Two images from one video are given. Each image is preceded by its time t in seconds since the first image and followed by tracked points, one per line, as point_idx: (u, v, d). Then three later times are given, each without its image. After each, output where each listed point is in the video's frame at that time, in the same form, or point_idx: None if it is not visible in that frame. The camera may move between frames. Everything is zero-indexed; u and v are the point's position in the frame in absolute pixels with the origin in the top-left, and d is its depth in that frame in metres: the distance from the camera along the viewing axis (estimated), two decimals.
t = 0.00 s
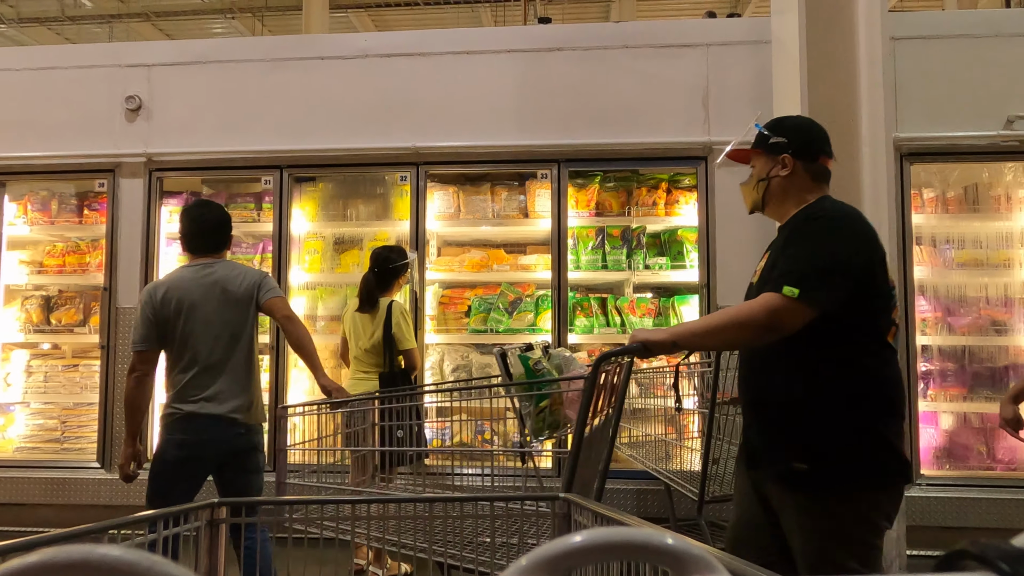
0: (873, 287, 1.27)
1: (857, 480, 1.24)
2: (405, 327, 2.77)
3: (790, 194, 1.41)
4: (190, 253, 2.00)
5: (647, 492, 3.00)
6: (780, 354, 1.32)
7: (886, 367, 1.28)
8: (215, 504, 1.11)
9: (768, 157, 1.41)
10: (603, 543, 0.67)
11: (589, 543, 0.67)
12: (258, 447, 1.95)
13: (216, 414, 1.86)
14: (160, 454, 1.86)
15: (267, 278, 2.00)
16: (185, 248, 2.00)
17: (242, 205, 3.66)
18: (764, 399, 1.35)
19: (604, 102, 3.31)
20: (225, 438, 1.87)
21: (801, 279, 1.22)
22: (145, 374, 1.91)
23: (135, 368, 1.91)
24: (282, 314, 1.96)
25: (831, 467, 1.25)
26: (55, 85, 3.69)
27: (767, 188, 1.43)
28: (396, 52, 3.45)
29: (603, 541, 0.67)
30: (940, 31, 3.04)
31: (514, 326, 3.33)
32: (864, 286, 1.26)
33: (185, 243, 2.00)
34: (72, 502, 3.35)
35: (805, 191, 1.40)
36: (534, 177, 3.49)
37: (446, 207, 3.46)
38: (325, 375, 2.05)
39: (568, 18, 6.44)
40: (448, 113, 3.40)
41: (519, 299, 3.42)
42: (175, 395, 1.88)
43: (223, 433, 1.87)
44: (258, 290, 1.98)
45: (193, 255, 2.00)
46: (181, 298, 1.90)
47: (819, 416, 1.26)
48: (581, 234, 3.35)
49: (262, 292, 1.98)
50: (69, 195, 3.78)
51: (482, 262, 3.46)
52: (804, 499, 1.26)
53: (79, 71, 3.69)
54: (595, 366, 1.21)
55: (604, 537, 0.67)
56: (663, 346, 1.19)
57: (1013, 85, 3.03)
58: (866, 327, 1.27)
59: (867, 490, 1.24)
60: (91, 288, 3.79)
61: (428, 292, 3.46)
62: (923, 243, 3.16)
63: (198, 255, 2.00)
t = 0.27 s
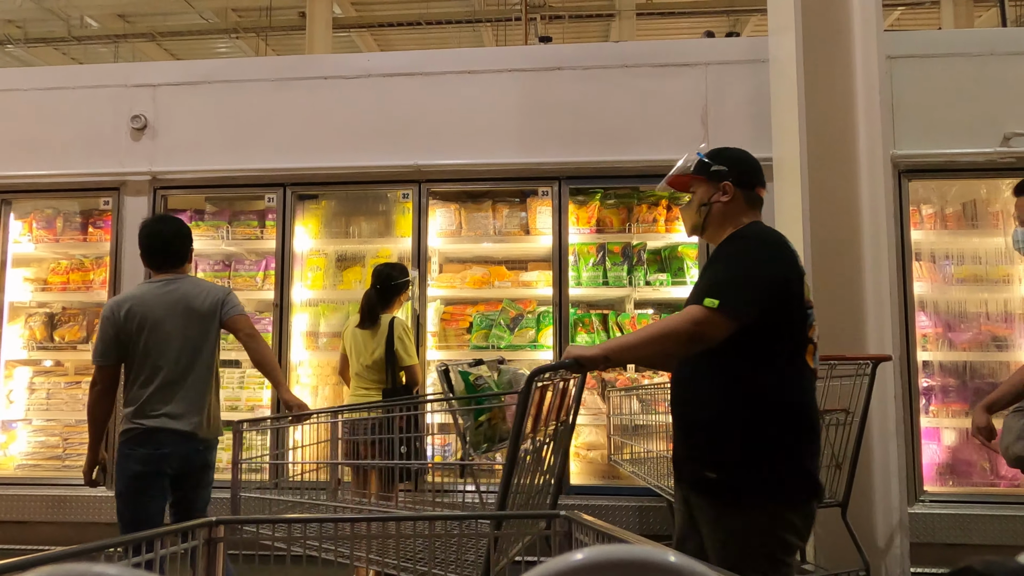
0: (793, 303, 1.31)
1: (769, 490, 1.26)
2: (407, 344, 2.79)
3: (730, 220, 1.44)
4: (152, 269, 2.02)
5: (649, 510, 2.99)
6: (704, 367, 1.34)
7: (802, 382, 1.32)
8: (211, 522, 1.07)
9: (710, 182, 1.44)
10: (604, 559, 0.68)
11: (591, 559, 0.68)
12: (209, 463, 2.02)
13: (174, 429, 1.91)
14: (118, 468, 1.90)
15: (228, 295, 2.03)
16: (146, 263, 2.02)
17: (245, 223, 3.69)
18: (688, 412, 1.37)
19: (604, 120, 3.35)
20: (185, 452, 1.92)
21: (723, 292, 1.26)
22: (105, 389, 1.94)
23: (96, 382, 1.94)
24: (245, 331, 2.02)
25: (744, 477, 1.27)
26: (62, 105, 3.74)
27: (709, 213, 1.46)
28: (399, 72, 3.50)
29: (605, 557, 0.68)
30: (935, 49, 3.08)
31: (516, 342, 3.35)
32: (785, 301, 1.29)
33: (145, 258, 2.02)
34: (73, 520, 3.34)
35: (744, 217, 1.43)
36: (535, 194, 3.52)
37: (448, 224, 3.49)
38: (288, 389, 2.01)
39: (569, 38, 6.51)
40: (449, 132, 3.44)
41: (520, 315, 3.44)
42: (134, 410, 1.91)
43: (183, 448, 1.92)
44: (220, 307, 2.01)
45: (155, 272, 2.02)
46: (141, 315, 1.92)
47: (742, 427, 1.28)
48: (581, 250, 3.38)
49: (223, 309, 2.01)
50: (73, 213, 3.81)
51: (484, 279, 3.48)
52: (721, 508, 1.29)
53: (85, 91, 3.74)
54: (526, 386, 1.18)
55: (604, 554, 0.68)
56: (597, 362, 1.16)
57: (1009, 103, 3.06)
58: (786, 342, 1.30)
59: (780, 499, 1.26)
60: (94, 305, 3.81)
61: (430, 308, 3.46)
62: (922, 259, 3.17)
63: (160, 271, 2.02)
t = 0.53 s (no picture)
0: (728, 314, 1.32)
1: (698, 494, 1.27)
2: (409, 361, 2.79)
3: (682, 237, 1.45)
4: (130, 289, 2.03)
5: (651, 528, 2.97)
6: (643, 374, 1.36)
7: (739, 391, 1.32)
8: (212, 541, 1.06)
9: (666, 199, 1.43)
10: None
11: None
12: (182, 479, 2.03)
13: (149, 446, 1.90)
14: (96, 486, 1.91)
15: (204, 314, 2.04)
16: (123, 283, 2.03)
17: (247, 240, 3.70)
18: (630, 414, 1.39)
19: (605, 139, 3.37)
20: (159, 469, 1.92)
21: (657, 301, 1.28)
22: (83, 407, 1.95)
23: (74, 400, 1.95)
24: (219, 348, 2.01)
25: (676, 481, 1.28)
26: (66, 124, 3.77)
27: (663, 229, 1.45)
28: (400, 91, 3.53)
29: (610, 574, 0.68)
30: (932, 68, 3.11)
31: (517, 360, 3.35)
32: (721, 311, 1.31)
33: (123, 278, 2.03)
34: (71, 539, 3.31)
35: (697, 235, 1.45)
36: (536, 211, 3.53)
37: (449, 241, 3.50)
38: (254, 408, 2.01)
39: (569, 57, 6.58)
40: (451, 150, 3.46)
41: (521, 332, 3.43)
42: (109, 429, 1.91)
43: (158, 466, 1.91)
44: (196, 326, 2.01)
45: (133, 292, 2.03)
46: (117, 334, 1.93)
47: (676, 433, 1.29)
48: (583, 267, 3.38)
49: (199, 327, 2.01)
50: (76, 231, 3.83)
51: (485, 296, 3.49)
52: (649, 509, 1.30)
53: (90, 110, 3.77)
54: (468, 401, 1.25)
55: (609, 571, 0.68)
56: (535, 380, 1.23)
57: (1007, 121, 3.08)
58: (721, 350, 1.31)
59: (708, 504, 1.28)
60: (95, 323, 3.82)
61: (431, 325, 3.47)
62: (923, 276, 3.17)
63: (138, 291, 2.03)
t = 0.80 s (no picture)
0: (666, 340, 1.35)
1: (635, 517, 1.30)
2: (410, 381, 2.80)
3: (629, 263, 1.47)
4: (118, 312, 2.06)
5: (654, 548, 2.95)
6: (587, 398, 1.39)
7: (680, 417, 1.35)
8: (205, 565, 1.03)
9: (615, 225, 1.45)
10: None
11: None
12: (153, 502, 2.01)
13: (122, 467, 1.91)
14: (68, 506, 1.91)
15: (186, 339, 2.05)
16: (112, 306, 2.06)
17: (248, 258, 3.70)
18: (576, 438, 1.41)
19: (605, 156, 3.39)
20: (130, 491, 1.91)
21: (597, 327, 1.31)
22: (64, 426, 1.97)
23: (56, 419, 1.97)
24: (190, 369, 1.99)
25: (615, 503, 1.31)
26: (70, 144, 3.80)
27: (612, 255, 1.47)
28: (402, 110, 3.56)
29: None
30: (930, 85, 3.13)
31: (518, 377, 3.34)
32: (658, 338, 1.34)
33: (111, 301, 2.05)
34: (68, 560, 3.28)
35: (645, 261, 1.47)
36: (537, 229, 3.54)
37: (450, 258, 3.50)
38: (217, 431, 2.00)
39: (569, 75, 6.63)
40: (452, 168, 3.48)
41: (522, 349, 3.42)
42: (84, 448, 1.91)
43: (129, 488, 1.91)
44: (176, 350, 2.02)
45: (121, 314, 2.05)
46: (99, 355, 1.95)
47: (616, 457, 1.32)
48: (585, 285, 3.37)
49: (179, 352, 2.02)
50: (78, 250, 3.84)
51: (486, 313, 3.48)
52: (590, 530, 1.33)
53: (93, 129, 3.80)
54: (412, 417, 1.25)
55: None
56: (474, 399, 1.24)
57: (1005, 138, 3.10)
58: (661, 376, 1.34)
59: (647, 527, 1.30)
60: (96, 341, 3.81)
61: (432, 342, 3.46)
62: (924, 292, 3.18)
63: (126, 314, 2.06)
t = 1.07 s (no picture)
0: (597, 364, 1.35)
1: (556, 535, 1.31)
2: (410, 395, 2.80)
3: (570, 277, 1.48)
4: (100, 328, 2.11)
5: (657, 566, 2.93)
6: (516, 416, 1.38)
7: (607, 436, 1.36)
8: None
9: (558, 238, 1.45)
10: None
11: None
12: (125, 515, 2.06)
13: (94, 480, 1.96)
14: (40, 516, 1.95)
15: (163, 355, 2.10)
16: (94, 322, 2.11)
17: (248, 275, 3.70)
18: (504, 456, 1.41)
19: (604, 173, 3.40)
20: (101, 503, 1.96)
21: (528, 350, 1.29)
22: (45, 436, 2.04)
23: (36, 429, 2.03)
24: (164, 382, 2.04)
25: (537, 522, 1.32)
26: (72, 161, 3.81)
27: (553, 268, 1.47)
28: (403, 127, 3.58)
29: None
30: (927, 102, 3.15)
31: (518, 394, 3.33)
32: (589, 360, 1.34)
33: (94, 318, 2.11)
34: None
35: (585, 276, 1.49)
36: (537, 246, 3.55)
37: (451, 275, 3.51)
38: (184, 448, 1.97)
39: (569, 93, 6.68)
40: (452, 185, 3.49)
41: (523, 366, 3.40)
42: (61, 459, 1.97)
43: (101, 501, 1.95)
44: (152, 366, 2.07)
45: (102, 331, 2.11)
46: (78, 369, 2.01)
47: (541, 476, 1.33)
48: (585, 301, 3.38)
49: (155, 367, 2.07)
50: (78, 267, 3.84)
51: (486, 329, 3.48)
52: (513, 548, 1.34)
53: (96, 147, 3.82)
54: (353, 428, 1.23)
55: None
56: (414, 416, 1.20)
57: (1003, 154, 3.11)
58: (590, 397, 1.34)
59: (567, 548, 1.31)
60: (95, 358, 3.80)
61: (432, 359, 3.45)
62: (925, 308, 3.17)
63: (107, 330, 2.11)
